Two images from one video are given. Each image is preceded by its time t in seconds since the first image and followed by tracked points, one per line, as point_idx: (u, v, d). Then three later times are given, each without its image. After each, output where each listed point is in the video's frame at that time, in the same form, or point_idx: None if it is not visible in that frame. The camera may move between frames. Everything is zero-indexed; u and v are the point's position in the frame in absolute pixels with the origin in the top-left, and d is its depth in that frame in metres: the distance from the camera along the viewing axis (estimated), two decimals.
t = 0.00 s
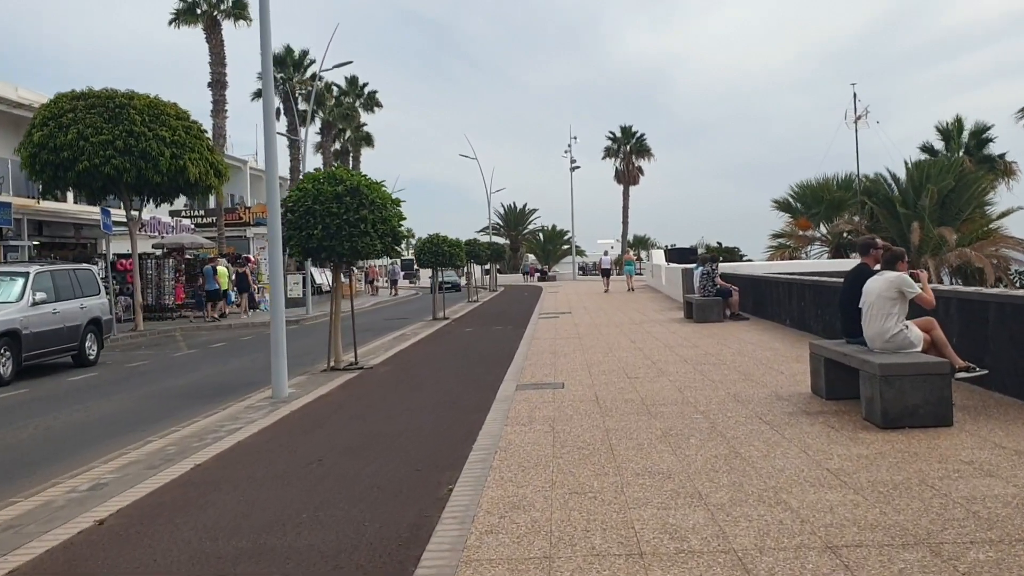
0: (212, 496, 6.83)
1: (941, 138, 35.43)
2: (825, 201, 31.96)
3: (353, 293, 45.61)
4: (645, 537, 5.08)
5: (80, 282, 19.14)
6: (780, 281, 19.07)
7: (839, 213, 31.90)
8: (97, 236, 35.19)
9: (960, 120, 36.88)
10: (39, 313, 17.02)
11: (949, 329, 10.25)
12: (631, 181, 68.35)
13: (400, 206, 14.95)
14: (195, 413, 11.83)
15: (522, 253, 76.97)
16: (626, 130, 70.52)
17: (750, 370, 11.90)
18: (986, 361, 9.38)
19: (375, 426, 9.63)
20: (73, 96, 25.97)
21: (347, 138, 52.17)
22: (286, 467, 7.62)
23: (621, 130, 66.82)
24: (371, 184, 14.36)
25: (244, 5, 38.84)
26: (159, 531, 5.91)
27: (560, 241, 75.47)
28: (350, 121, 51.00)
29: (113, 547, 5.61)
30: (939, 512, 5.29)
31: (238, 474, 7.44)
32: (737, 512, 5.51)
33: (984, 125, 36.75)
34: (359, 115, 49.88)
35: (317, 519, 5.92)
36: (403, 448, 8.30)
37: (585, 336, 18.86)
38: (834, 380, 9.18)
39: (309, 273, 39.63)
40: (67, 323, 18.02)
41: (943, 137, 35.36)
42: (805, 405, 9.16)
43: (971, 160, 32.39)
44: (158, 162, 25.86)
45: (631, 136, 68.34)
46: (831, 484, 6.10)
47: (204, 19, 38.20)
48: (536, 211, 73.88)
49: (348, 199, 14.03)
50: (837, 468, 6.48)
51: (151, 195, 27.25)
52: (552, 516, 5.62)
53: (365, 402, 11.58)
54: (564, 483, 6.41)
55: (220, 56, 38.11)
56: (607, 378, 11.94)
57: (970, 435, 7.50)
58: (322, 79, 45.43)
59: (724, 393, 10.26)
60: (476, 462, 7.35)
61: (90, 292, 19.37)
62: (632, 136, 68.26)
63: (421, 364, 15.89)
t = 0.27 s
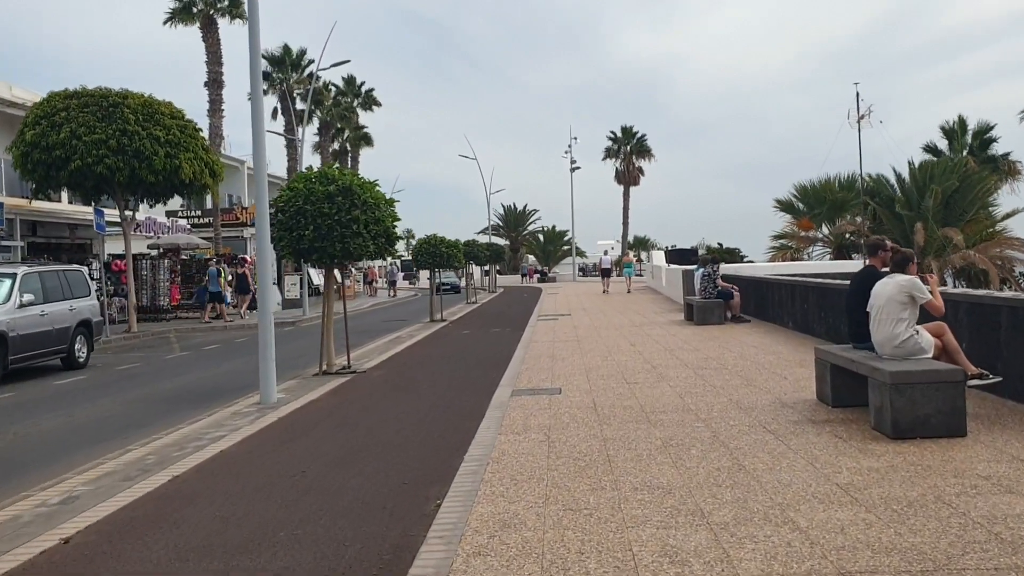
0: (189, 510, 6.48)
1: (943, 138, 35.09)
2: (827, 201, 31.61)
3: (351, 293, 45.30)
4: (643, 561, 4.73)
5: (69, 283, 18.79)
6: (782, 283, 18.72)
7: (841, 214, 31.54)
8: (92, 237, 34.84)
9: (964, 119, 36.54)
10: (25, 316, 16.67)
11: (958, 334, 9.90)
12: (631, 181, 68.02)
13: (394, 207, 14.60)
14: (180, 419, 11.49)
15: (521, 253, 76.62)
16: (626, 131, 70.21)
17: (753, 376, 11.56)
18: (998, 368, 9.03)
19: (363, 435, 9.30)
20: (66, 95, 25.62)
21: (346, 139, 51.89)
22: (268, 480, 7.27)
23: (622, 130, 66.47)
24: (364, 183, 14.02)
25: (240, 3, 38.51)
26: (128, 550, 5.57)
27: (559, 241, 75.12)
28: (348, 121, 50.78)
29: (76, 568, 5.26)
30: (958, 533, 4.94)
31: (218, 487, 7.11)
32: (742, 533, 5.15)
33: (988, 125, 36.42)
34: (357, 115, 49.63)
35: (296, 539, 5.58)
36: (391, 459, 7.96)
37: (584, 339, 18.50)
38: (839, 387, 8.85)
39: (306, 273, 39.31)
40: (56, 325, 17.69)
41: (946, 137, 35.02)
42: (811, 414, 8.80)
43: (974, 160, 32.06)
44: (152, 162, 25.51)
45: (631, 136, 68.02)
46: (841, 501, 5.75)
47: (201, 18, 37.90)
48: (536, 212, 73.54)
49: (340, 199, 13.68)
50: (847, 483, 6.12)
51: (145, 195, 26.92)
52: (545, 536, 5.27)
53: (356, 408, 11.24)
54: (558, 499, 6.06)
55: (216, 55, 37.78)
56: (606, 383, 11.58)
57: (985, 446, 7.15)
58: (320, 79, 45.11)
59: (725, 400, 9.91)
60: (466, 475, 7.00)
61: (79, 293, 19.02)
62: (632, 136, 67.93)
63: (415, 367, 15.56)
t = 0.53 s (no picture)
0: (166, 518, 6.14)
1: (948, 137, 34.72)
2: (830, 200, 31.20)
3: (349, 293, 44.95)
4: None
5: (60, 281, 18.46)
6: (786, 283, 18.37)
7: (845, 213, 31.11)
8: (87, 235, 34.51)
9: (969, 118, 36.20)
10: (14, 314, 16.34)
11: (972, 336, 9.55)
12: (631, 181, 67.67)
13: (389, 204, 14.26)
14: (168, 421, 11.16)
15: (521, 253, 76.27)
16: (627, 130, 69.85)
17: (758, 378, 11.22)
18: (1014, 371, 8.69)
19: (354, 438, 8.95)
20: (60, 90, 25.28)
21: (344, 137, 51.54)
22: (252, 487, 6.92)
23: (622, 129, 66.13)
24: (359, 180, 13.68)
25: None
26: (97, 563, 5.22)
27: (559, 241, 74.76)
28: (348, 119, 50.45)
29: None
30: (985, 552, 4.60)
31: (199, 494, 6.76)
32: (751, 549, 4.81)
33: (994, 123, 36.03)
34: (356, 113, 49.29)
35: (277, 553, 5.22)
36: (382, 464, 7.61)
37: (584, 339, 18.14)
38: (849, 391, 8.51)
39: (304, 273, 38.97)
40: (47, 324, 17.36)
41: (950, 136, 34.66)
42: (819, 418, 8.47)
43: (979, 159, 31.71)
44: (146, 158, 25.15)
45: (632, 135, 67.66)
46: (856, 513, 5.41)
47: (199, 14, 37.54)
48: (536, 211, 73.18)
49: (333, 196, 13.34)
50: (861, 494, 5.78)
51: (140, 192, 26.57)
52: (540, 551, 4.92)
53: (348, 409, 10.90)
54: (556, 510, 5.71)
55: (213, 51, 37.41)
56: (605, 385, 11.22)
57: (1004, 454, 6.81)
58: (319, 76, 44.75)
59: (729, 403, 9.57)
60: (459, 482, 6.66)
61: (70, 291, 18.69)
62: (633, 135, 67.57)
63: (412, 367, 15.22)
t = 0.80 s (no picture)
0: (142, 537, 5.80)
1: (951, 134, 34.37)
2: (834, 198, 30.77)
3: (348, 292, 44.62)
4: None
5: (50, 281, 18.11)
6: (790, 283, 18.02)
7: (849, 211, 30.68)
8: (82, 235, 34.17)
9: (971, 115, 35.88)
10: (2, 316, 15.99)
11: (988, 339, 9.18)
12: (631, 179, 67.37)
13: (385, 202, 13.90)
14: (155, 427, 10.82)
15: (521, 252, 75.93)
16: (627, 128, 69.55)
17: (765, 382, 10.87)
18: None
19: (344, 446, 8.61)
20: (53, 88, 24.94)
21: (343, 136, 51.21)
22: (235, 502, 6.58)
23: (623, 127, 65.82)
24: (354, 178, 13.32)
25: None
26: None
27: (559, 240, 74.44)
28: (346, 117, 50.12)
29: None
30: None
31: (179, 510, 6.42)
32: None
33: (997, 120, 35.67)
34: (355, 111, 48.96)
35: None
36: (373, 475, 7.27)
37: (584, 340, 17.79)
38: (860, 397, 8.16)
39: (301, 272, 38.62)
40: (36, 326, 17.01)
41: (953, 134, 34.32)
42: (831, 425, 8.11)
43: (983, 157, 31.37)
44: (140, 157, 24.81)
45: (632, 133, 67.36)
46: (877, 533, 5.05)
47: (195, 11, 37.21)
48: (536, 210, 72.85)
49: (327, 194, 12.98)
50: (881, 511, 5.42)
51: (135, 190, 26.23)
52: None
53: (342, 414, 10.56)
54: (555, 529, 5.36)
55: (210, 49, 37.07)
56: (607, 390, 10.86)
57: None
58: (317, 74, 44.38)
59: (736, 409, 9.22)
60: (452, 497, 6.32)
61: (61, 292, 18.34)
62: (633, 134, 67.27)
63: (408, 370, 14.87)
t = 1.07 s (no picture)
0: (103, 556, 5.44)
1: (946, 133, 34.16)
2: (828, 198, 30.50)
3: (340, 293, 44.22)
4: None
5: (31, 283, 17.71)
6: (785, 283, 17.71)
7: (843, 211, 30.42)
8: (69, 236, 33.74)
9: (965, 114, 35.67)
10: None
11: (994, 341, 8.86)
12: (625, 179, 67.10)
13: (372, 201, 13.55)
14: (133, 434, 10.46)
15: (514, 252, 75.60)
16: (620, 128, 69.28)
17: (762, 385, 10.54)
18: None
19: (325, 454, 8.26)
20: (37, 87, 24.54)
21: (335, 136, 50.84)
22: (205, 517, 6.24)
23: (616, 127, 65.54)
24: (339, 176, 12.97)
25: None
26: None
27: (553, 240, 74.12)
28: (338, 117, 49.75)
29: None
30: None
31: (146, 525, 6.08)
32: None
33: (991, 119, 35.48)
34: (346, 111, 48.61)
35: None
36: (352, 486, 6.93)
37: (578, 342, 17.45)
38: (862, 401, 7.85)
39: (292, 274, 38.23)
40: (16, 329, 16.61)
41: (948, 133, 34.11)
42: (832, 432, 7.78)
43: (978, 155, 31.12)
44: (126, 157, 24.38)
45: (625, 133, 67.09)
46: (886, 551, 4.73)
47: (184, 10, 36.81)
48: (530, 210, 72.53)
49: (311, 193, 12.63)
50: (888, 526, 5.09)
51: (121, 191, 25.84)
52: None
53: (325, 420, 10.20)
54: (542, 547, 5.02)
55: (199, 48, 36.66)
56: (600, 394, 10.52)
57: None
58: (308, 73, 43.99)
59: (732, 414, 8.89)
60: (434, 511, 5.98)
61: (42, 294, 17.94)
62: (626, 133, 67.00)
63: (396, 373, 14.52)
